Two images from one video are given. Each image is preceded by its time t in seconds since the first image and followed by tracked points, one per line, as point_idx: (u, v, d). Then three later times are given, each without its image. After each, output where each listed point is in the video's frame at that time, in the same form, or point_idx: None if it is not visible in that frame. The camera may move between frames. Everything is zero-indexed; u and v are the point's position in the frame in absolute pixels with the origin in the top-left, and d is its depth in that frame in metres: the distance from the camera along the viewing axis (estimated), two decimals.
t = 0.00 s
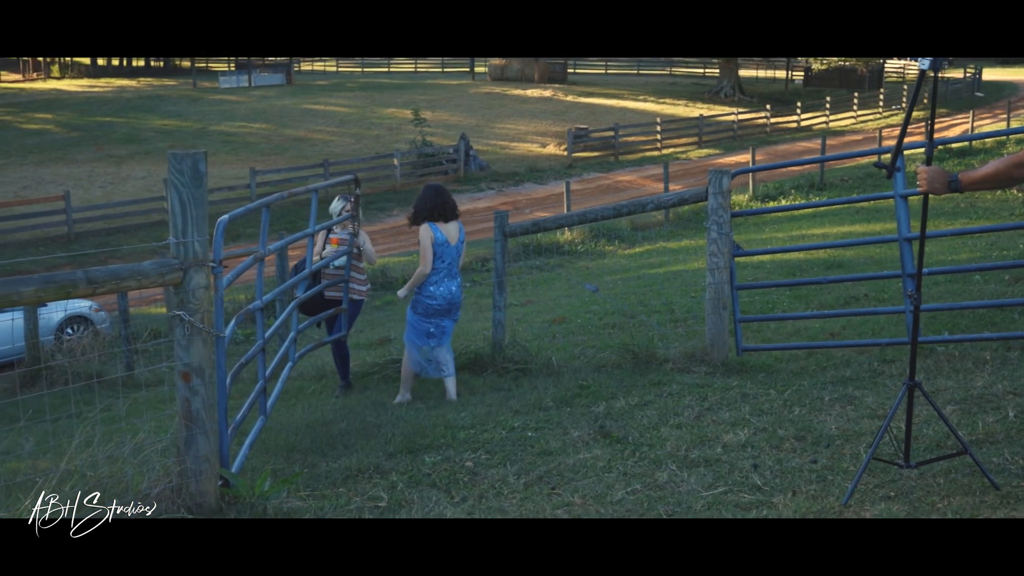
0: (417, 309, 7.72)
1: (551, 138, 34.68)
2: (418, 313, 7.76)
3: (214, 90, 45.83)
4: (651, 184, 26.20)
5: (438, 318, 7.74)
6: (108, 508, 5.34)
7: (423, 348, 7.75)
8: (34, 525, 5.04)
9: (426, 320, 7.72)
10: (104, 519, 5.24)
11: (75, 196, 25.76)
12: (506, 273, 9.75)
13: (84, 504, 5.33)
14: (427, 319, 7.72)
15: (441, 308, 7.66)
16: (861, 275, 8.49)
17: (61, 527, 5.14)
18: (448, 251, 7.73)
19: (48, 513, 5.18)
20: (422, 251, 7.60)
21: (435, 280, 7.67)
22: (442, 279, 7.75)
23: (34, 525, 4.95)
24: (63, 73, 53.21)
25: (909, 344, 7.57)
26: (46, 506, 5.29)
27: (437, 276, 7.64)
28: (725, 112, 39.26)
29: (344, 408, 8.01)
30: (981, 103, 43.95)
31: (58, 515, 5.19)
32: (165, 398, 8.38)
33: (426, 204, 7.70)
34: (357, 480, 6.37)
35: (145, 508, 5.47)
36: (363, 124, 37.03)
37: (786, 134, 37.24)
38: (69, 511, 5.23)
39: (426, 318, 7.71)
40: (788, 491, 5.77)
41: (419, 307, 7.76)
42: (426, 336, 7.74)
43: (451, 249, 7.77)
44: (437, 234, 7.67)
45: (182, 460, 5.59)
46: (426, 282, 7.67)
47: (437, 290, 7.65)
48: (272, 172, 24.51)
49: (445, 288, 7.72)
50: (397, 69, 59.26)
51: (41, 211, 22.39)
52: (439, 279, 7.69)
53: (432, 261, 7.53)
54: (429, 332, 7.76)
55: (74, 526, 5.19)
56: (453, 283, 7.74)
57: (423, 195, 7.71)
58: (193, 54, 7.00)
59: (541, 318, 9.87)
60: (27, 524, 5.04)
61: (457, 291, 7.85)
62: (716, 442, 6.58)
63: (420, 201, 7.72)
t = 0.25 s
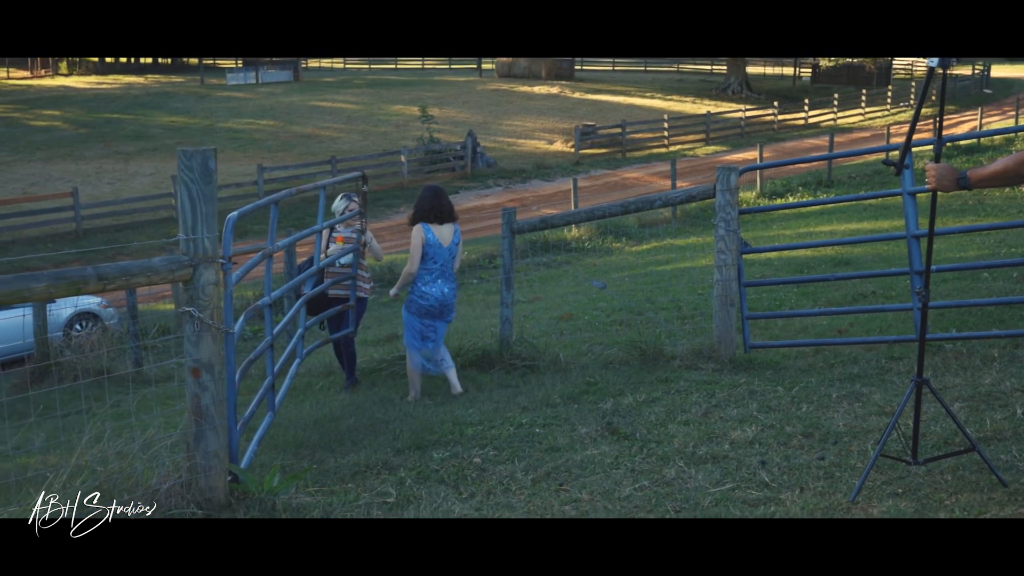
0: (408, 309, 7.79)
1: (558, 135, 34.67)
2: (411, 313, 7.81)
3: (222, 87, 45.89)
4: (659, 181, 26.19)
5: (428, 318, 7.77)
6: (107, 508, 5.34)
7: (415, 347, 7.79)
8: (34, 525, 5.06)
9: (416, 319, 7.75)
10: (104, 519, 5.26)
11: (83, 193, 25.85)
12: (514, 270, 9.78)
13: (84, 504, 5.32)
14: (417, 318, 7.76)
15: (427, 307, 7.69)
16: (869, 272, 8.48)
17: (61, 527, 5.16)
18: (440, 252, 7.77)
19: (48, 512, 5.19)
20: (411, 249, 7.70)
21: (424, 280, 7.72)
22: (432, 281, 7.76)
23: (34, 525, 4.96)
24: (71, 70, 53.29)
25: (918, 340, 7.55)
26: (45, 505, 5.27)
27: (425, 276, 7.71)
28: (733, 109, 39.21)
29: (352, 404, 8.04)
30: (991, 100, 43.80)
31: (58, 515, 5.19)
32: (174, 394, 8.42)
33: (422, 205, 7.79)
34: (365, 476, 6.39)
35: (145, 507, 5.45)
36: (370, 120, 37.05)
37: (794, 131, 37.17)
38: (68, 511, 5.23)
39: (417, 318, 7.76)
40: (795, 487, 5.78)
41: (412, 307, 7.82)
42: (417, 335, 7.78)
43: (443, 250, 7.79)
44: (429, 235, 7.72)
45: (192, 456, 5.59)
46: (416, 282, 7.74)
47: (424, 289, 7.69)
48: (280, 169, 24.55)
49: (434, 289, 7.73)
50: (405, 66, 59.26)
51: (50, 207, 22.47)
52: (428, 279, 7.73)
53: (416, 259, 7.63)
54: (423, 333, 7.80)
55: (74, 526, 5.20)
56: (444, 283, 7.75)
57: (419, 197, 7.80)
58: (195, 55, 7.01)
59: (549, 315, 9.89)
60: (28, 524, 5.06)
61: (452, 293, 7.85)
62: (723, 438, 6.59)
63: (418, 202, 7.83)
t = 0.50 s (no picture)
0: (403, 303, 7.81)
1: (564, 132, 34.65)
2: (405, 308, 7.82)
3: (228, 83, 45.94)
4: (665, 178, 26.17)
5: (420, 314, 7.75)
6: (108, 508, 5.34)
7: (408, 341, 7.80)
8: (33, 526, 5.10)
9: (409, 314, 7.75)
10: (103, 519, 5.26)
11: (90, 189, 25.93)
12: (520, 267, 9.79)
13: (85, 503, 5.32)
14: (409, 313, 7.76)
15: (417, 302, 7.68)
16: (875, 269, 8.49)
17: (61, 526, 5.19)
18: (436, 250, 7.73)
19: (48, 512, 5.22)
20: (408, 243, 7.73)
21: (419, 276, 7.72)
22: (429, 278, 7.74)
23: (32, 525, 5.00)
24: (78, 66, 53.37)
25: (924, 338, 7.55)
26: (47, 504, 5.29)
27: (420, 273, 7.70)
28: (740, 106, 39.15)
29: (359, 400, 8.07)
30: (998, 97, 43.65)
31: (59, 515, 5.22)
32: (181, 390, 8.46)
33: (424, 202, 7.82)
34: (371, 472, 6.41)
35: (145, 508, 5.42)
36: (376, 117, 37.07)
37: (801, 128, 37.11)
38: (69, 511, 5.25)
39: (409, 313, 7.76)
40: (802, 484, 5.79)
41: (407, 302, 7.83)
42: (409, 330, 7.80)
43: (440, 248, 7.75)
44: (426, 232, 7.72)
45: (200, 451, 5.61)
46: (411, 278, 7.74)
47: (417, 285, 7.68)
48: (286, 166, 24.58)
49: (428, 286, 7.68)
50: (411, 63, 59.25)
51: (58, 203, 22.56)
52: (422, 276, 7.71)
53: (411, 254, 7.65)
54: (418, 329, 7.80)
55: (74, 526, 5.23)
56: (438, 281, 7.70)
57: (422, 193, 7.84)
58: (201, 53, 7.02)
59: (555, 312, 9.91)
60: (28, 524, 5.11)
61: (447, 291, 7.79)
62: (730, 435, 6.60)
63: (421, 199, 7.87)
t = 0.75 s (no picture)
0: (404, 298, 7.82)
1: (570, 129, 34.63)
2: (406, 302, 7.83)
3: (235, 80, 45.98)
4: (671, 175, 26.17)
5: (423, 307, 7.75)
6: (108, 508, 5.29)
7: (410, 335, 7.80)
8: (34, 526, 5.02)
9: (409, 308, 7.76)
10: (103, 519, 5.20)
11: (97, 185, 26.01)
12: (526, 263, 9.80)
13: (85, 504, 5.25)
14: (410, 306, 7.77)
15: (419, 294, 7.69)
16: (882, 266, 8.48)
17: (61, 527, 5.11)
18: (436, 242, 7.77)
19: (48, 513, 5.14)
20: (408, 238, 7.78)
21: (419, 269, 7.74)
22: (428, 271, 7.77)
23: (33, 525, 4.92)
24: (85, 64, 53.47)
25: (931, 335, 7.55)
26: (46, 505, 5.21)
27: (419, 265, 7.75)
28: (746, 103, 39.12)
29: (365, 396, 8.10)
30: (1006, 94, 43.55)
31: (59, 515, 5.14)
32: (188, 387, 8.47)
33: (425, 197, 7.89)
34: (376, 467, 6.44)
35: (145, 508, 5.37)
36: (382, 114, 37.08)
37: (807, 125, 37.06)
38: (68, 511, 5.18)
39: (411, 306, 7.77)
40: (808, 480, 5.80)
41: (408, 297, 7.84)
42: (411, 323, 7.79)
43: (439, 241, 7.80)
44: (425, 226, 7.76)
45: (207, 447, 5.62)
46: (412, 271, 7.77)
47: (417, 278, 7.71)
48: (292, 162, 24.60)
49: (428, 279, 7.72)
50: (417, 60, 59.24)
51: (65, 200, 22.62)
52: (422, 269, 7.74)
53: (411, 248, 7.71)
54: (420, 322, 7.80)
55: (74, 526, 5.16)
56: (438, 274, 7.74)
57: (423, 188, 7.91)
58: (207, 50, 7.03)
59: (561, 308, 9.92)
60: (27, 524, 5.02)
61: (447, 284, 7.80)
62: (736, 431, 6.61)
63: (421, 194, 7.95)
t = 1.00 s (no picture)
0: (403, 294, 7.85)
1: (575, 125, 34.61)
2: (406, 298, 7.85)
3: (239, 76, 46.00)
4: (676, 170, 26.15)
5: (422, 303, 7.78)
6: (107, 508, 5.24)
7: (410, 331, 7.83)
8: (34, 525, 4.96)
9: (408, 304, 7.79)
10: (103, 519, 5.15)
11: (102, 181, 26.04)
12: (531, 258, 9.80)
13: (85, 504, 5.19)
14: (410, 303, 7.80)
15: (418, 291, 7.71)
16: (887, 262, 8.47)
17: (60, 527, 5.05)
18: (435, 239, 7.79)
19: (48, 513, 5.07)
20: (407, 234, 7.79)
21: (419, 265, 7.76)
22: (427, 267, 7.79)
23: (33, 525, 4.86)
24: (90, 60, 53.51)
25: (936, 331, 7.54)
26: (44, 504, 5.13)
27: (418, 262, 7.77)
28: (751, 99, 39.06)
29: (370, 391, 8.11)
30: (1012, 90, 43.43)
31: (59, 515, 5.08)
32: (194, 382, 8.47)
33: (424, 193, 7.89)
34: (382, 461, 6.45)
35: (145, 508, 5.33)
36: (387, 109, 37.08)
37: (812, 120, 37.00)
38: (68, 511, 5.11)
39: (410, 302, 7.80)
40: (813, 475, 5.80)
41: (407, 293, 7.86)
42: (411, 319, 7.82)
43: (439, 237, 7.81)
44: (425, 222, 7.78)
45: (213, 441, 5.63)
46: (411, 268, 7.78)
47: (417, 275, 7.73)
48: (297, 158, 24.61)
49: (427, 275, 7.74)
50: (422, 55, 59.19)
51: (70, 195, 22.64)
52: (422, 265, 7.76)
53: (410, 244, 7.72)
54: (419, 318, 7.83)
55: (74, 526, 5.10)
56: (437, 270, 7.76)
57: (422, 185, 7.91)
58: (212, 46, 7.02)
59: (566, 304, 9.93)
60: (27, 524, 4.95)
61: (446, 281, 7.82)
62: (741, 427, 6.61)
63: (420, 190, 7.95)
